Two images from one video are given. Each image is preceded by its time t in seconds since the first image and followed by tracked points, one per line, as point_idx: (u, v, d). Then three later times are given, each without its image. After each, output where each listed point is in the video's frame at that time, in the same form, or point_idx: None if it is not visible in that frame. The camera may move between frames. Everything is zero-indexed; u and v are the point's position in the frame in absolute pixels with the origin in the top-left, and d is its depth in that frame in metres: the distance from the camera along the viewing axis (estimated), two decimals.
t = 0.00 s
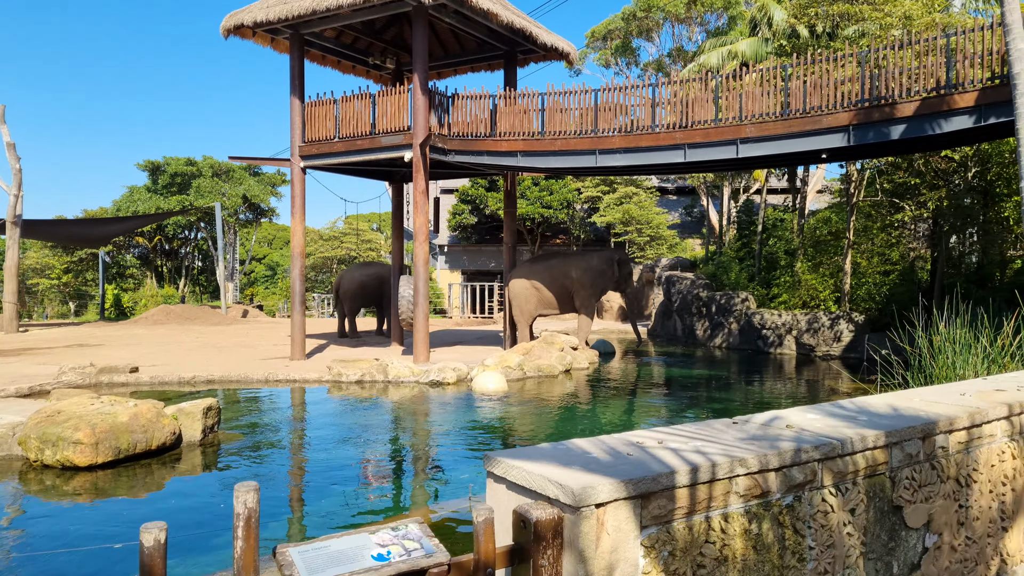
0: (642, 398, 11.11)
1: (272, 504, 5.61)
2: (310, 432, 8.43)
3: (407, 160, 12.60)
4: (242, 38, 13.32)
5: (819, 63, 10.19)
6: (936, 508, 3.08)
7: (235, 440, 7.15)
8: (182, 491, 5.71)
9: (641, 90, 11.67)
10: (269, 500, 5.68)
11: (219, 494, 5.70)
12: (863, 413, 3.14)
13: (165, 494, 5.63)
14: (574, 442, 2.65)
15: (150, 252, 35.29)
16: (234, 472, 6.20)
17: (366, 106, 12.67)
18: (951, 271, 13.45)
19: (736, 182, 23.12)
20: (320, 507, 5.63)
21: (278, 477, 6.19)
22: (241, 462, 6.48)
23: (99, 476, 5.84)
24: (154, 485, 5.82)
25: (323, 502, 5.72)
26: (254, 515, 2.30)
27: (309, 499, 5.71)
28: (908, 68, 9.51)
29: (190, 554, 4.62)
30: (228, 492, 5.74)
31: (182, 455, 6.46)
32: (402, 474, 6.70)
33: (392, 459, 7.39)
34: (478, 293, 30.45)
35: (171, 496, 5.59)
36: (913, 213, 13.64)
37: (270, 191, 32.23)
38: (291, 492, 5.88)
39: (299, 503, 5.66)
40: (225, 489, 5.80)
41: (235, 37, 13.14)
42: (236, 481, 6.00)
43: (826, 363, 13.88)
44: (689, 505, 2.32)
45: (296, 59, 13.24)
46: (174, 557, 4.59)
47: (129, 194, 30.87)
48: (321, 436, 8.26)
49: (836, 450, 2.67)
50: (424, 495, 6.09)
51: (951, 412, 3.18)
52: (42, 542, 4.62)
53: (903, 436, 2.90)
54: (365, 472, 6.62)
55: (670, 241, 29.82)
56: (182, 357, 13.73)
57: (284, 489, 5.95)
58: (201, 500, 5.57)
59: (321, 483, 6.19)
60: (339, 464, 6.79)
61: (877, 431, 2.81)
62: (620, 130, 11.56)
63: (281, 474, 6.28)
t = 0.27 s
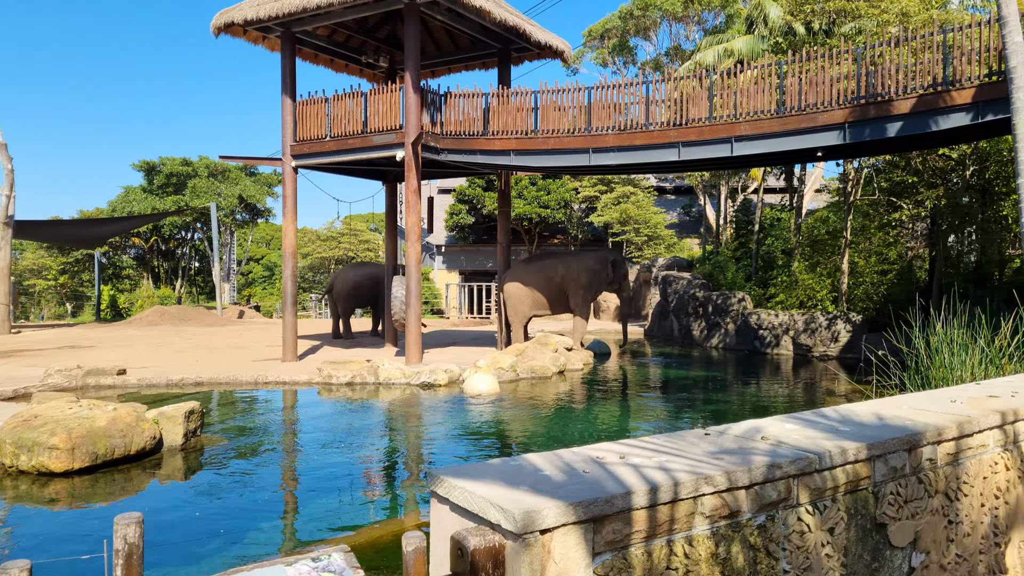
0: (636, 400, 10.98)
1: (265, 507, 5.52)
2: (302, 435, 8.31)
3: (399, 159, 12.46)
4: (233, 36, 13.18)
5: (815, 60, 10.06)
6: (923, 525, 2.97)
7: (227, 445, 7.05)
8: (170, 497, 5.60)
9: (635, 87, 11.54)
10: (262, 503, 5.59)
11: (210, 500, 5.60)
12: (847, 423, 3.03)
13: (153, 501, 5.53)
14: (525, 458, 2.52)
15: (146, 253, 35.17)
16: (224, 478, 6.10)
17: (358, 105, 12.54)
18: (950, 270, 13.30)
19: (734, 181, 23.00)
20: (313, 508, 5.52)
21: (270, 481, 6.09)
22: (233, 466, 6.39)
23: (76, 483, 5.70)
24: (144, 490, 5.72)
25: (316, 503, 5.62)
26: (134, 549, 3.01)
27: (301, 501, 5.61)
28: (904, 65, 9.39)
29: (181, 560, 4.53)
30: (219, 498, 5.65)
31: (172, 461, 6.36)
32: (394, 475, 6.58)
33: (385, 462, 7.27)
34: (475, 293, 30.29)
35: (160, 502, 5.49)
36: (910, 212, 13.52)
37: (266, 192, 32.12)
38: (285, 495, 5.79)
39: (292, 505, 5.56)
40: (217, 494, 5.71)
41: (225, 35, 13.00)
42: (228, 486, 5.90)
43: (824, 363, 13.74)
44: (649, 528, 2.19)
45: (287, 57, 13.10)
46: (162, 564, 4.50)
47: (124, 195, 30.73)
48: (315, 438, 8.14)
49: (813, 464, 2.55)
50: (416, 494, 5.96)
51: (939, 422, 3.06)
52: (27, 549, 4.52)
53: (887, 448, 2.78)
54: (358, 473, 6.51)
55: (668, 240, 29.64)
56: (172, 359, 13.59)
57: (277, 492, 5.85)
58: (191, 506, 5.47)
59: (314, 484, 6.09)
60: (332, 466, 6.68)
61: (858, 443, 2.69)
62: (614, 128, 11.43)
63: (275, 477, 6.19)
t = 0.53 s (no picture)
0: (630, 399, 10.84)
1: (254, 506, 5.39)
2: (291, 435, 8.17)
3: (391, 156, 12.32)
4: (223, 31, 13.05)
5: (810, 55, 9.93)
6: (909, 537, 2.85)
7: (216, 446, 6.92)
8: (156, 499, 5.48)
9: (629, 83, 11.40)
10: (251, 503, 5.46)
11: (197, 501, 5.47)
12: (827, 426, 2.92)
13: (137, 503, 5.39)
14: (465, 467, 2.37)
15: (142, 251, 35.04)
16: (214, 477, 5.99)
17: (349, 101, 12.40)
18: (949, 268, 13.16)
19: (732, 180, 22.86)
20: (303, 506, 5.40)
21: (259, 481, 5.97)
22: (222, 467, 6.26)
23: (48, 484, 5.56)
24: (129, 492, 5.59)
25: (305, 501, 5.49)
26: None
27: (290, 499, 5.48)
28: (901, 60, 9.26)
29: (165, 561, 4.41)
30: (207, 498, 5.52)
31: (159, 462, 6.24)
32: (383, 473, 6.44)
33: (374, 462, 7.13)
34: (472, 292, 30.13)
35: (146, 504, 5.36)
36: (908, 210, 13.40)
37: (263, 190, 31.97)
38: (275, 494, 5.67)
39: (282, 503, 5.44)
40: (204, 495, 5.58)
41: (215, 30, 12.86)
42: (216, 487, 5.77)
43: (820, 363, 13.59)
44: (598, 543, 2.06)
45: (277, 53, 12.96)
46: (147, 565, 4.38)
47: (119, 193, 30.60)
48: (305, 438, 8.00)
49: (787, 471, 2.43)
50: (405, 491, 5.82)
51: (927, 426, 2.94)
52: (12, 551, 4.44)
53: (869, 453, 2.66)
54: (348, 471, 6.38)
55: (666, 239, 29.47)
56: (162, 357, 13.45)
57: (267, 491, 5.73)
58: (178, 507, 5.34)
59: (304, 483, 5.97)
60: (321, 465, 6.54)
61: (837, 448, 2.57)
62: (607, 124, 11.30)
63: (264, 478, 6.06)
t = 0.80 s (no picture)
0: (624, 399, 10.69)
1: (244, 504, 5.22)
2: (283, 435, 8.03)
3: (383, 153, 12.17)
4: (213, 27, 12.90)
5: (806, 50, 9.78)
6: (896, 553, 2.73)
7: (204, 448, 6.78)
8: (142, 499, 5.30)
9: (623, 79, 11.25)
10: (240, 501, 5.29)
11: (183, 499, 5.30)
12: (808, 433, 2.79)
13: (124, 503, 5.24)
14: (395, 484, 2.22)
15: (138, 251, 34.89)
16: (209, 478, 5.84)
17: (340, 97, 12.25)
18: (947, 267, 12.99)
19: (730, 178, 22.69)
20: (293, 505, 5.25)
21: (249, 481, 5.82)
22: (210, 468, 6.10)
23: (21, 488, 5.41)
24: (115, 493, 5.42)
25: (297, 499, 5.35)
26: None
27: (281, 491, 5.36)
28: (897, 55, 9.12)
29: (152, 553, 4.25)
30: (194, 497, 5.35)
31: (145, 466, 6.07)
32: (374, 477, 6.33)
33: (366, 463, 6.99)
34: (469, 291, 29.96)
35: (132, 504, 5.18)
36: (906, 208, 13.26)
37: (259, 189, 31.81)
38: (266, 493, 5.50)
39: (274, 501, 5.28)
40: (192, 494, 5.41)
41: (205, 26, 12.71)
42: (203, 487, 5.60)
43: (818, 363, 13.44)
44: (538, 569, 1.93)
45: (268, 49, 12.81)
46: (132, 560, 4.21)
47: (114, 191, 30.43)
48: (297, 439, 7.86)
49: (758, 485, 2.29)
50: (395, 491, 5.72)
51: (917, 433, 2.82)
52: None
53: (851, 463, 2.53)
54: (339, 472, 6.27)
55: (664, 239, 29.28)
56: (152, 357, 13.29)
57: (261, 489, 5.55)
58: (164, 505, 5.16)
59: (297, 483, 5.79)
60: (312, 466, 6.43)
61: (815, 459, 2.44)
62: (601, 121, 11.15)
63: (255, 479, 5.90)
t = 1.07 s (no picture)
0: (618, 400, 10.56)
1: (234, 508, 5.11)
2: (275, 436, 7.93)
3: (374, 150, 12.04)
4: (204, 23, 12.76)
5: (802, 46, 9.65)
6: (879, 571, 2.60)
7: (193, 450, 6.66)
8: (129, 503, 5.18)
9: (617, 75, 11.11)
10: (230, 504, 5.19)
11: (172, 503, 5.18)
12: (784, 444, 2.68)
13: (114, 504, 5.19)
14: (313, 506, 2.11)
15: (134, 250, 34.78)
16: (199, 479, 5.76)
17: (331, 94, 12.13)
18: (944, 266, 12.86)
19: (728, 177, 22.56)
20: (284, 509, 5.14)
21: (239, 483, 5.73)
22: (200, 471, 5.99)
23: None
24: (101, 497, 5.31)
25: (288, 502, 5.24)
26: None
27: (272, 492, 5.26)
28: (894, 51, 8.98)
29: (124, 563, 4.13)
30: (183, 501, 5.23)
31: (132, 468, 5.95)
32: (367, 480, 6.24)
33: (360, 465, 6.91)
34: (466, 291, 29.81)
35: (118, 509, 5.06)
36: (903, 207, 13.15)
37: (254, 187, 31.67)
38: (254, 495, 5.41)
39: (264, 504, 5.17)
40: (181, 498, 5.30)
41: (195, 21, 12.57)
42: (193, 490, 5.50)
43: (814, 363, 13.31)
44: None
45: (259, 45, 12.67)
46: (112, 566, 4.11)
47: (108, 190, 30.29)
48: (289, 440, 7.75)
49: (723, 504, 2.17)
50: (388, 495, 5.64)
51: (904, 444, 2.70)
52: None
53: (830, 479, 2.41)
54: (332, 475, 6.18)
55: (662, 238, 29.11)
56: (142, 357, 13.18)
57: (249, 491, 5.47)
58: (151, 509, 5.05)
59: (287, 486, 5.70)
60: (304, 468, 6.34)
61: (789, 474, 2.32)
62: (594, 118, 11.01)
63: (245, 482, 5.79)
